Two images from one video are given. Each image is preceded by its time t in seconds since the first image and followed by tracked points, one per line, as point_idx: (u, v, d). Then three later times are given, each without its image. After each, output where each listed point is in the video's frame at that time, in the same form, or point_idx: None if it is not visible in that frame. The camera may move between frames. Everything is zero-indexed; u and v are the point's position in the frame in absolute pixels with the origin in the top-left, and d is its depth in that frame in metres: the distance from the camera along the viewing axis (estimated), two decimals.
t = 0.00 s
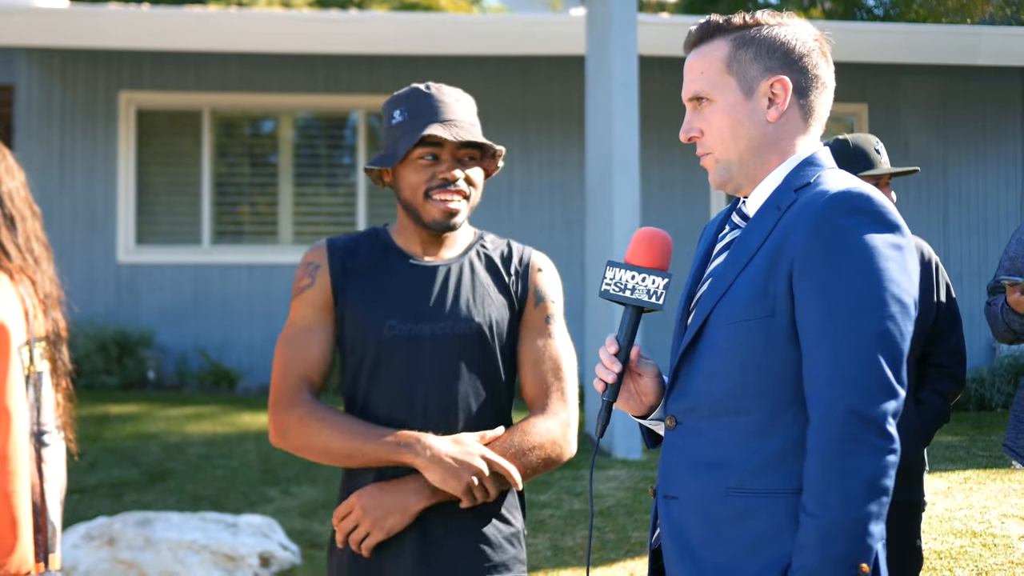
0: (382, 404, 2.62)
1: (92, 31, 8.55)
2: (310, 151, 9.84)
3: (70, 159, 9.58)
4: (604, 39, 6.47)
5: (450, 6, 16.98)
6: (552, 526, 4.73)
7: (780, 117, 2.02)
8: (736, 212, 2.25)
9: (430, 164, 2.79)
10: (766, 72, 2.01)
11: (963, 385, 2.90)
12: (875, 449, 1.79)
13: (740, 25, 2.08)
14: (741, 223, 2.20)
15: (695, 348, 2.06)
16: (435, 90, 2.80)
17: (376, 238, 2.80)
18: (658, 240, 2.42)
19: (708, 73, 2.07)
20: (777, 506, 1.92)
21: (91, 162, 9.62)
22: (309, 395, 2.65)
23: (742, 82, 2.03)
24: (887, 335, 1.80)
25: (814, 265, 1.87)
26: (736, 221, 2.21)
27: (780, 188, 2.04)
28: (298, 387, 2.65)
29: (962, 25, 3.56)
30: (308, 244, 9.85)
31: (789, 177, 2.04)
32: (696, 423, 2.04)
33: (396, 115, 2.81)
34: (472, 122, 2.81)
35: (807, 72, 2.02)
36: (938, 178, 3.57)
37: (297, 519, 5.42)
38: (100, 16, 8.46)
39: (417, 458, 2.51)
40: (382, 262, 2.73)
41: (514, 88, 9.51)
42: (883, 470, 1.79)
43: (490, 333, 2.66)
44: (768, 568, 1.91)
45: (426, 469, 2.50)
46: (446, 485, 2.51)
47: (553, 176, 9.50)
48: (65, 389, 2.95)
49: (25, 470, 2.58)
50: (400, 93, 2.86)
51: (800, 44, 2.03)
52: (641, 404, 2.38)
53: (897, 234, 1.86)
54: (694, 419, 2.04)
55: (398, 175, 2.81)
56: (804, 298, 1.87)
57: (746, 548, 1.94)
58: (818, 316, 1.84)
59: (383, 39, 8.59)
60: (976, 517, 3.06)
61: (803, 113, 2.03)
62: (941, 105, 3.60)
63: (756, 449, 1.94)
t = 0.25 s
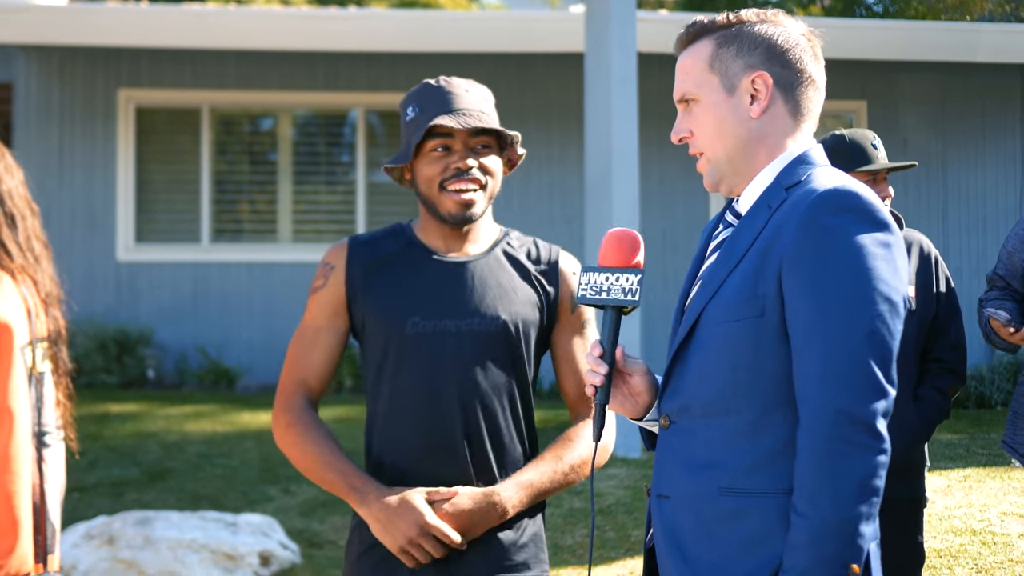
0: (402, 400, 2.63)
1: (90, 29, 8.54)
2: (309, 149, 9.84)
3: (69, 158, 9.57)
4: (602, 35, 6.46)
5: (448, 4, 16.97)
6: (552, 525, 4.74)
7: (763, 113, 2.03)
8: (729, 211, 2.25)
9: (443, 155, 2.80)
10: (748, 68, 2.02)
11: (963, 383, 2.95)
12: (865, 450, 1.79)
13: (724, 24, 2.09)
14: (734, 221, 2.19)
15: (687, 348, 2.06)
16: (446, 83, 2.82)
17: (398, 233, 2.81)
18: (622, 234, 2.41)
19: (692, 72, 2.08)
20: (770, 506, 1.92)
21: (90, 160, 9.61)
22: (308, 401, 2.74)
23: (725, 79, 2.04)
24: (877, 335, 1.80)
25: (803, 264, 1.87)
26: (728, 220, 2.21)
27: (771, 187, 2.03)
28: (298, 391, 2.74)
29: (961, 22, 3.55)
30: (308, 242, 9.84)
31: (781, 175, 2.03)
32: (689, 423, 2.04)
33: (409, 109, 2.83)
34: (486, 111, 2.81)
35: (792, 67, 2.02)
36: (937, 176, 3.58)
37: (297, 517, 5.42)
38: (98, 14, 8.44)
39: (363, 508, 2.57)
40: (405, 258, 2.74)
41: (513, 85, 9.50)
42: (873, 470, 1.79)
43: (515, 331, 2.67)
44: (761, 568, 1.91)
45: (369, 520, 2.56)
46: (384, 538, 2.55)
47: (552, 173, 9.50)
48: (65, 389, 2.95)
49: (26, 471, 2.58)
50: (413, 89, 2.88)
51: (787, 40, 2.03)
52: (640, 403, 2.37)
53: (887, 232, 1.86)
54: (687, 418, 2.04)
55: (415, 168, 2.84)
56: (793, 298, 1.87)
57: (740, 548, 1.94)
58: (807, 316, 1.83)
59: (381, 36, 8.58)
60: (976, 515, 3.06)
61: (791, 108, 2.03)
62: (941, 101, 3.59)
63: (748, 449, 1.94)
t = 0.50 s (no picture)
0: (420, 404, 2.67)
1: (95, 36, 8.57)
2: (314, 155, 9.83)
3: (74, 164, 9.61)
4: (606, 41, 6.47)
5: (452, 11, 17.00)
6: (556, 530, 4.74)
7: (759, 122, 2.03)
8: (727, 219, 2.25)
9: (465, 163, 2.81)
10: (743, 78, 2.02)
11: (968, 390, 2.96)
12: (880, 459, 1.79)
13: (715, 34, 2.09)
14: (732, 230, 2.20)
15: (689, 358, 2.06)
16: (473, 91, 2.83)
17: (414, 238, 2.84)
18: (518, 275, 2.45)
19: (686, 82, 2.08)
20: (777, 515, 1.92)
21: (95, 167, 9.64)
22: (334, 402, 2.78)
23: (720, 88, 2.04)
24: (886, 344, 1.80)
25: (808, 274, 1.87)
26: (727, 228, 2.22)
27: (771, 197, 2.04)
28: (324, 393, 2.79)
29: (965, 28, 3.56)
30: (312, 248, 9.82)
31: (782, 185, 2.03)
32: (692, 433, 2.04)
33: (434, 115, 2.85)
34: (511, 122, 2.84)
35: (785, 75, 2.02)
36: (941, 181, 3.57)
37: (300, 523, 5.43)
38: (102, 21, 8.48)
39: (401, 487, 2.59)
40: (421, 263, 2.77)
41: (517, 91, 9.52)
42: (887, 478, 1.79)
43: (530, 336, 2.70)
44: None
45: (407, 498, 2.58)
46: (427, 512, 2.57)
47: (556, 179, 9.51)
48: (70, 396, 2.96)
49: (33, 478, 2.59)
50: (437, 94, 2.90)
51: (780, 48, 2.04)
52: (627, 401, 2.31)
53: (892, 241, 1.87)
54: (690, 428, 2.04)
55: (436, 174, 2.85)
56: (799, 308, 1.87)
57: (747, 558, 1.94)
58: (814, 326, 1.83)
59: (385, 43, 8.60)
60: (981, 520, 3.06)
61: (785, 116, 2.03)
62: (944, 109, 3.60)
63: (754, 458, 1.94)
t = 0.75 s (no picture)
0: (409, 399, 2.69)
1: (95, 31, 8.55)
2: (314, 151, 9.82)
3: (74, 160, 9.61)
4: (606, 36, 6.47)
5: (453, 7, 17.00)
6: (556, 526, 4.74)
7: (741, 123, 2.04)
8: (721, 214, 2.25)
9: (460, 160, 2.83)
10: (733, 76, 2.03)
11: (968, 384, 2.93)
12: (897, 454, 1.78)
13: (721, 22, 2.08)
14: (726, 225, 2.20)
15: (691, 357, 2.05)
16: (473, 88, 2.85)
17: (408, 232, 2.85)
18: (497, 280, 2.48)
19: (680, 67, 2.10)
20: (787, 512, 1.92)
21: (95, 163, 9.63)
22: (333, 401, 2.83)
23: (708, 82, 2.05)
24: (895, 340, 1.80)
25: (814, 272, 1.86)
26: (721, 224, 2.21)
27: (768, 193, 2.04)
28: (322, 391, 2.83)
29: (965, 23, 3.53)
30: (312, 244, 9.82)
31: (777, 180, 2.04)
32: (696, 432, 2.03)
33: (432, 109, 2.86)
34: (508, 122, 2.85)
35: (780, 80, 2.01)
36: (941, 178, 3.58)
37: (301, 519, 5.43)
38: (102, 16, 8.46)
39: (395, 477, 2.62)
40: (410, 259, 2.78)
41: (518, 88, 9.51)
42: (903, 473, 1.79)
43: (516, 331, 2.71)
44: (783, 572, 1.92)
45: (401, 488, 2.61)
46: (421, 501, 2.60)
47: (556, 175, 9.50)
48: (70, 393, 2.95)
49: (34, 474, 2.59)
50: (438, 89, 2.91)
51: (780, 52, 2.02)
52: (607, 397, 2.31)
53: (897, 236, 1.87)
54: (694, 427, 2.04)
55: (430, 169, 2.87)
56: (805, 306, 1.86)
57: (758, 555, 1.94)
58: (822, 325, 1.83)
59: (385, 38, 8.60)
60: (981, 515, 3.06)
61: (774, 120, 2.03)
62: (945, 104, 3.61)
63: (761, 456, 1.94)
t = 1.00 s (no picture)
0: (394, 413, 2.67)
1: (95, 38, 8.57)
2: (314, 157, 9.82)
3: (74, 167, 9.62)
4: (606, 42, 6.48)
5: (453, 13, 17.04)
6: (556, 532, 4.74)
7: (732, 133, 2.04)
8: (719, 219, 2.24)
9: (434, 175, 2.80)
10: (718, 88, 2.03)
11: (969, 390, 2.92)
12: (908, 459, 1.79)
13: (699, 33, 2.09)
14: (723, 231, 2.19)
15: (695, 365, 2.05)
16: (446, 102, 2.82)
17: (379, 251, 2.83)
18: (492, 286, 2.43)
19: (666, 84, 2.09)
20: (796, 518, 1.92)
21: (95, 170, 9.64)
22: (316, 420, 2.85)
23: (696, 96, 2.05)
24: (904, 345, 1.81)
25: (822, 279, 1.86)
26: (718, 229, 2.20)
27: (768, 200, 2.05)
28: (304, 411, 2.85)
29: (965, 27, 3.52)
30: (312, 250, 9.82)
31: (777, 186, 2.05)
32: (702, 440, 2.03)
33: (406, 122, 2.83)
34: (482, 136, 2.83)
35: (767, 82, 2.01)
36: (941, 182, 3.55)
37: (301, 525, 5.42)
38: (101, 23, 8.47)
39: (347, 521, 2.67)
40: (389, 272, 2.76)
41: (518, 93, 9.52)
42: (914, 478, 1.79)
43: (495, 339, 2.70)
44: None
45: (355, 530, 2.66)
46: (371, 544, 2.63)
47: (556, 180, 9.51)
48: (70, 400, 2.95)
49: (34, 481, 2.58)
50: (411, 100, 2.88)
51: (764, 53, 2.02)
52: (598, 405, 2.31)
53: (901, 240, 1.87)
54: (700, 435, 2.03)
55: (402, 182, 2.84)
56: (813, 312, 1.86)
57: (767, 561, 1.94)
58: (832, 331, 1.83)
59: (385, 44, 8.61)
60: (982, 521, 3.06)
61: (765, 123, 2.03)
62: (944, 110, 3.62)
63: (769, 462, 1.94)
